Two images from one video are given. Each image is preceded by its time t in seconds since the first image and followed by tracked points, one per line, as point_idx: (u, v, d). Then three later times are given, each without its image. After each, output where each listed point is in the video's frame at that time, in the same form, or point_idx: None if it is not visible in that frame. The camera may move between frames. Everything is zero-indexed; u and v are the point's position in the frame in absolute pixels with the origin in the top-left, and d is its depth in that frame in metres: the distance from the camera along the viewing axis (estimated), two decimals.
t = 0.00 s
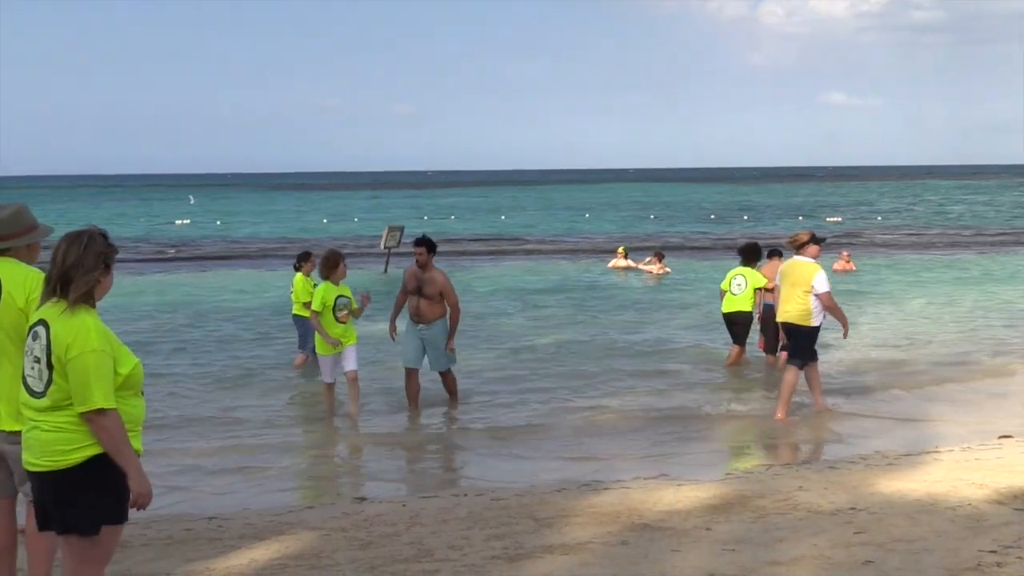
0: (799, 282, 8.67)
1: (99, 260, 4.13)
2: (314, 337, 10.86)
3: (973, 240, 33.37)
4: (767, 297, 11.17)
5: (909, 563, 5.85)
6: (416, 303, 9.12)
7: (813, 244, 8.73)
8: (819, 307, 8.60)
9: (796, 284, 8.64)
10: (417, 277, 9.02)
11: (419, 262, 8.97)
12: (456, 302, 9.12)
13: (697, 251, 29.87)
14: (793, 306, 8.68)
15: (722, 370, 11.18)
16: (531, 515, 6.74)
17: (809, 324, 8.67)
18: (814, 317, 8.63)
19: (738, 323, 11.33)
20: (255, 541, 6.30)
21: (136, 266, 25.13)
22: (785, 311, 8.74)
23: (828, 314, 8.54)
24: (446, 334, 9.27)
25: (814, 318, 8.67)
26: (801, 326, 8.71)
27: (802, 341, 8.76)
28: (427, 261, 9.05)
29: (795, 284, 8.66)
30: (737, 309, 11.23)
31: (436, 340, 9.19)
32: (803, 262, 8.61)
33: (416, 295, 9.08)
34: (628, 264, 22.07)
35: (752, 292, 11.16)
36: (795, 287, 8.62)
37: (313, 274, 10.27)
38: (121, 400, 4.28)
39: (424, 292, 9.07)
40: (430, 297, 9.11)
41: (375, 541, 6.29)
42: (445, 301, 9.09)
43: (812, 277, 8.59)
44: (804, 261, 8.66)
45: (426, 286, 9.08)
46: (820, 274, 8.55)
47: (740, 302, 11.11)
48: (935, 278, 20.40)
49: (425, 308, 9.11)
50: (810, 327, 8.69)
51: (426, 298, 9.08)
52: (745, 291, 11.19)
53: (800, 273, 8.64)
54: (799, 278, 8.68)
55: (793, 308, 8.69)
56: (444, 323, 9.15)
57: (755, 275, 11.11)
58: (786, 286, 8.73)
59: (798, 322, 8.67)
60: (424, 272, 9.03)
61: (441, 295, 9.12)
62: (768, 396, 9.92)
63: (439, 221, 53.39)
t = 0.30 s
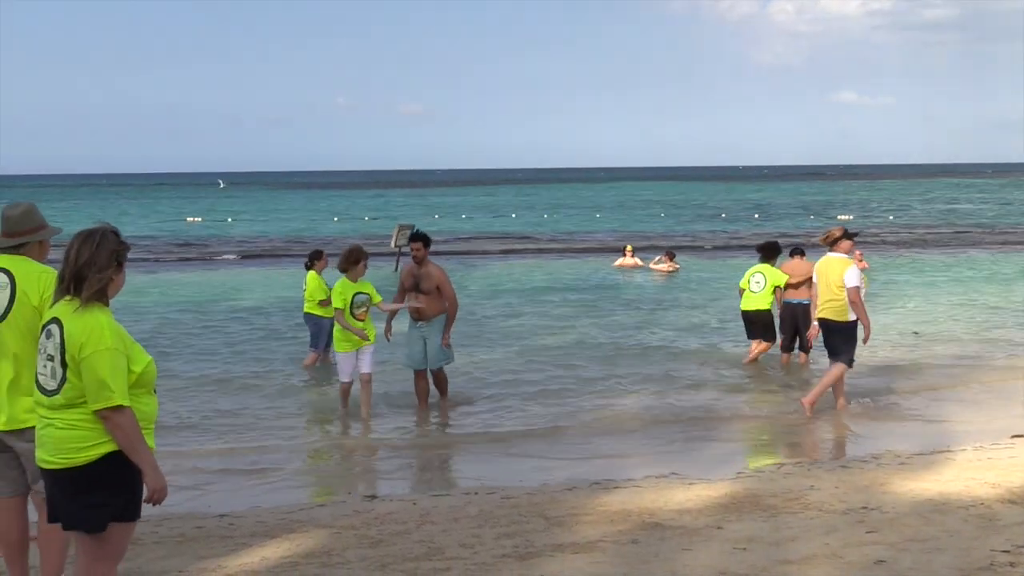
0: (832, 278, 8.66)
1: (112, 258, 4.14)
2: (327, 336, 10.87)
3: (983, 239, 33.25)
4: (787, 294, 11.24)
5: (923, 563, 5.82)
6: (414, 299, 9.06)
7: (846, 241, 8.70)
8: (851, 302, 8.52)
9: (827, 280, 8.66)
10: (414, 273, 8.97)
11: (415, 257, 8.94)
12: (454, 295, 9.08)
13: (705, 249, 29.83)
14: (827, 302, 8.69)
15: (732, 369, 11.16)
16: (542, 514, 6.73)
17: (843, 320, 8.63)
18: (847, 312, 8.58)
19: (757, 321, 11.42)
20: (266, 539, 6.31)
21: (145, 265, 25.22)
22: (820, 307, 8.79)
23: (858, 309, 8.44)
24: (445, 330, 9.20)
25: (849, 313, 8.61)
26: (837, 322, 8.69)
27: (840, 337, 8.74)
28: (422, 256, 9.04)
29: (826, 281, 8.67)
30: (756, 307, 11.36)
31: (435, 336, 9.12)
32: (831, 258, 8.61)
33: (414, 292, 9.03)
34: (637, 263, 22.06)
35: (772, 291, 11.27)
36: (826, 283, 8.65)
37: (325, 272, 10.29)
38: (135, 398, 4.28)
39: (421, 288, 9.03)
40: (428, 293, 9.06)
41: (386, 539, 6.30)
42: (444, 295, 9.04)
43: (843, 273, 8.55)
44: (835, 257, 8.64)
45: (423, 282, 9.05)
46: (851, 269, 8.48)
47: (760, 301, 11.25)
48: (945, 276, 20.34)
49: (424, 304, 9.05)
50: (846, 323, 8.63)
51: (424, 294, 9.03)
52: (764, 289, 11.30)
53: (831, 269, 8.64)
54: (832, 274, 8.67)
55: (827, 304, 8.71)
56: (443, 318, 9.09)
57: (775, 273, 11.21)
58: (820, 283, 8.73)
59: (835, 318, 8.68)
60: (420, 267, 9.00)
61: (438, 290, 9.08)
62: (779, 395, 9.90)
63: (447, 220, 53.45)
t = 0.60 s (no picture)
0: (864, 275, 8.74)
1: (125, 256, 4.15)
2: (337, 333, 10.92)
3: (994, 237, 33.11)
4: (806, 293, 11.30)
5: (934, 562, 5.80)
6: (422, 297, 9.03)
7: (883, 239, 8.64)
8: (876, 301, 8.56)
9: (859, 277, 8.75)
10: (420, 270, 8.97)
11: (421, 254, 8.95)
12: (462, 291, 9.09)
13: (714, 247, 29.84)
14: (859, 299, 8.80)
15: (741, 367, 11.16)
16: (552, 512, 6.73)
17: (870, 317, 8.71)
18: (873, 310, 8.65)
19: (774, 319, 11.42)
20: (277, 535, 6.33)
21: (154, 262, 25.28)
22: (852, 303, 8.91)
23: (880, 308, 8.49)
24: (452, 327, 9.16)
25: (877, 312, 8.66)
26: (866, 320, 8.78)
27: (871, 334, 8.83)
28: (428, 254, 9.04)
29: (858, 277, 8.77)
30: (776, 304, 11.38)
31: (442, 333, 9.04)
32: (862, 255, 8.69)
33: (421, 290, 9.02)
34: (645, 261, 22.04)
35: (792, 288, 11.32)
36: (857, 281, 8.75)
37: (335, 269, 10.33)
38: (147, 395, 4.29)
39: (429, 285, 9.02)
40: (436, 290, 9.04)
41: (397, 536, 6.31)
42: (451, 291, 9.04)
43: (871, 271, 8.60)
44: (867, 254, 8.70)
45: (430, 279, 9.04)
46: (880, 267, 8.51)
47: (780, 298, 11.30)
48: (955, 274, 20.27)
49: (431, 301, 9.02)
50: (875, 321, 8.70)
51: (431, 291, 9.00)
52: (785, 287, 11.33)
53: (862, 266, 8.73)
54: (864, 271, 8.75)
55: (859, 301, 8.82)
56: (451, 315, 9.02)
57: (797, 271, 11.28)
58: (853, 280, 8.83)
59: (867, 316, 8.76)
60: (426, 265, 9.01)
61: (446, 286, 9.06)
62: (789, 393, 9.88)
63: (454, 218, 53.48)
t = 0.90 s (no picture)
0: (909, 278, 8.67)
1: (139, 255, 4.16)
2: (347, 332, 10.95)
3: (1005, 237, 32.91)
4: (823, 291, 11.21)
5: (948, 563, 5.77)
6: (436, 294, 9.01)
7: (931, 241, 8.54)
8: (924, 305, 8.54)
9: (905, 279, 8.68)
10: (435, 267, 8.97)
11: (438, 251, 8.94)
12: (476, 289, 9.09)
13: (723, 246, 29.80)
14: (903, 301, 8.73)
15: (750, 367, 11.15)
16: (563, 511, 6.73)
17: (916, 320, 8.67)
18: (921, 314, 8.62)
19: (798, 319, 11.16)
20: (289, 534, 6.34)
21: (164, 262, 25.36)
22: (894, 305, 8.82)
23: (931, 311, 8.48)
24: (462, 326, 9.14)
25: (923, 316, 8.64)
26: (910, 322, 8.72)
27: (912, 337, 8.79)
28: (444, 252, 9.04)
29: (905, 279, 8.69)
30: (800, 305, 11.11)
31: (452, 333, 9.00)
32: (910, 257, 8.62)
33: (435, 286, 9.01)
34: (653, 261, 22.04)
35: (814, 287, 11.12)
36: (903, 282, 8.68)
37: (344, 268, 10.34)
38: (161, 393, 4.30)
39: (442, 283, 9.01)
40: (450, 288, 9.02)
41: (408, 535, 6.32)
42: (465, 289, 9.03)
43: (920, 274, 8.55)
44: (913, 257, 8.63)
45: (445, 276, 9.03)
46: (929, 271, 8.48)
47: (805, 298, 11.06)
48: (966, 274, 20.19)
49: (444, 298, 9.00)
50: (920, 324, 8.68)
51: (444, 288, 8.99)
52: (807, 286, 11.10)
53: (909, 268, 8.65)
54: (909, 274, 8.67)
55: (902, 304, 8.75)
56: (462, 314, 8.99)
57: (815, 267, 11.12)
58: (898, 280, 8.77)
59: (910, 318, 8.71)
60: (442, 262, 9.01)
61: (460, 284, 9.03)
62: (800, 393, 9.85)
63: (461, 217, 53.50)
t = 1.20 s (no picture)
0: (957, 274, 8.67)
1: (162, 255, 4.18)
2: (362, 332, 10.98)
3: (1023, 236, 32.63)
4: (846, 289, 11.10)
5: (969, 564, 5.73)
6: (452, 291, 9.05)
7: (978, 237, 8.65)
8: (976, 300, 8.56)
9: (954, 275, 8.67)
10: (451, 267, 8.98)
11: (455, 251, 8.93)
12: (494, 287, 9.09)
13: (736, 246, 29.70)
14: (952, 297, 8.71)
15: (767, 366, 11.11)
16: (580, 511, 6.72)
17: (966, 316, 8.67)
18: (972, 309, 8.63)
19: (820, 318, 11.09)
20: (307, 533, 6.35)
21: (179, 262, 25.47)
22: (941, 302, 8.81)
23: (985, 306, 8.50)
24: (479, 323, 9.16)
25: (973, 311, 8.65)
26: (959, 318, 8.71)
27: (959, 333, 8.78)
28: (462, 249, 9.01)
29: (954, 275, 8.68)
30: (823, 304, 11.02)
31: (468, 333, 9.06)
32: (960, 253, 8.63)
33: (452, 284, 9.03)
34: (667, 261, 22.00)
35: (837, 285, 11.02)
36: (953, 279, 8.66)
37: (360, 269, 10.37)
38: (181, 394, 4.30)
39: (459, 281, 9.02)
40: (467, 286, 9.03)
41: (425, 535, 6.32)
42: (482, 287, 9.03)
43: (971, 270, 8.57)
44: (962, 252, 8.66)
45: (462, 274, 9.03)
46: (981, 265, 8.52)
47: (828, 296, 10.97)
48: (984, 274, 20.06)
49: (460, 296, 9.04)
50: (969, 320, 8.68)
51: (461, 287, 9.01)
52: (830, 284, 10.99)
53: (958, 264, 8.65)
54: (958, 270, 8.67)
55: (949, 300, 8.73)
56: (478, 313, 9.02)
57: (836, 264, 11.01)
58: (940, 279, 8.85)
59: (957, 314, 8.72)
60: (460, 261, 9.00)
61: (477, 283, 9.04)
62: (818, 392, 9.80)
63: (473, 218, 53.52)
